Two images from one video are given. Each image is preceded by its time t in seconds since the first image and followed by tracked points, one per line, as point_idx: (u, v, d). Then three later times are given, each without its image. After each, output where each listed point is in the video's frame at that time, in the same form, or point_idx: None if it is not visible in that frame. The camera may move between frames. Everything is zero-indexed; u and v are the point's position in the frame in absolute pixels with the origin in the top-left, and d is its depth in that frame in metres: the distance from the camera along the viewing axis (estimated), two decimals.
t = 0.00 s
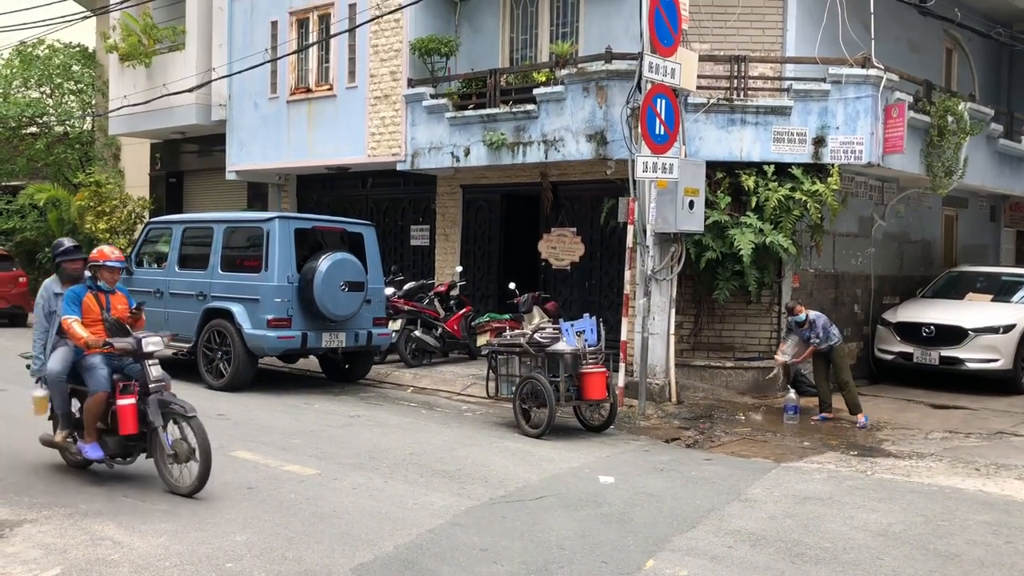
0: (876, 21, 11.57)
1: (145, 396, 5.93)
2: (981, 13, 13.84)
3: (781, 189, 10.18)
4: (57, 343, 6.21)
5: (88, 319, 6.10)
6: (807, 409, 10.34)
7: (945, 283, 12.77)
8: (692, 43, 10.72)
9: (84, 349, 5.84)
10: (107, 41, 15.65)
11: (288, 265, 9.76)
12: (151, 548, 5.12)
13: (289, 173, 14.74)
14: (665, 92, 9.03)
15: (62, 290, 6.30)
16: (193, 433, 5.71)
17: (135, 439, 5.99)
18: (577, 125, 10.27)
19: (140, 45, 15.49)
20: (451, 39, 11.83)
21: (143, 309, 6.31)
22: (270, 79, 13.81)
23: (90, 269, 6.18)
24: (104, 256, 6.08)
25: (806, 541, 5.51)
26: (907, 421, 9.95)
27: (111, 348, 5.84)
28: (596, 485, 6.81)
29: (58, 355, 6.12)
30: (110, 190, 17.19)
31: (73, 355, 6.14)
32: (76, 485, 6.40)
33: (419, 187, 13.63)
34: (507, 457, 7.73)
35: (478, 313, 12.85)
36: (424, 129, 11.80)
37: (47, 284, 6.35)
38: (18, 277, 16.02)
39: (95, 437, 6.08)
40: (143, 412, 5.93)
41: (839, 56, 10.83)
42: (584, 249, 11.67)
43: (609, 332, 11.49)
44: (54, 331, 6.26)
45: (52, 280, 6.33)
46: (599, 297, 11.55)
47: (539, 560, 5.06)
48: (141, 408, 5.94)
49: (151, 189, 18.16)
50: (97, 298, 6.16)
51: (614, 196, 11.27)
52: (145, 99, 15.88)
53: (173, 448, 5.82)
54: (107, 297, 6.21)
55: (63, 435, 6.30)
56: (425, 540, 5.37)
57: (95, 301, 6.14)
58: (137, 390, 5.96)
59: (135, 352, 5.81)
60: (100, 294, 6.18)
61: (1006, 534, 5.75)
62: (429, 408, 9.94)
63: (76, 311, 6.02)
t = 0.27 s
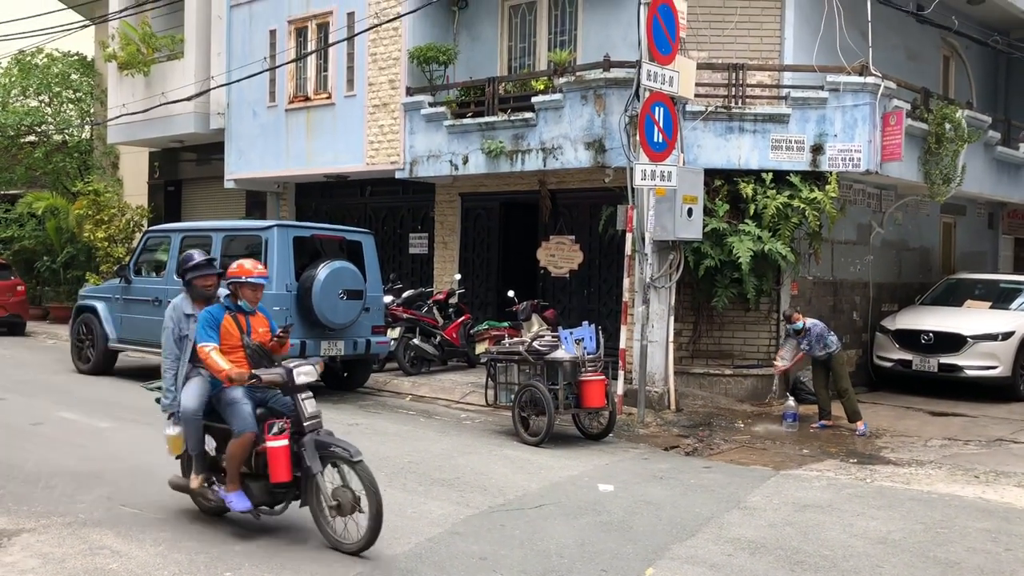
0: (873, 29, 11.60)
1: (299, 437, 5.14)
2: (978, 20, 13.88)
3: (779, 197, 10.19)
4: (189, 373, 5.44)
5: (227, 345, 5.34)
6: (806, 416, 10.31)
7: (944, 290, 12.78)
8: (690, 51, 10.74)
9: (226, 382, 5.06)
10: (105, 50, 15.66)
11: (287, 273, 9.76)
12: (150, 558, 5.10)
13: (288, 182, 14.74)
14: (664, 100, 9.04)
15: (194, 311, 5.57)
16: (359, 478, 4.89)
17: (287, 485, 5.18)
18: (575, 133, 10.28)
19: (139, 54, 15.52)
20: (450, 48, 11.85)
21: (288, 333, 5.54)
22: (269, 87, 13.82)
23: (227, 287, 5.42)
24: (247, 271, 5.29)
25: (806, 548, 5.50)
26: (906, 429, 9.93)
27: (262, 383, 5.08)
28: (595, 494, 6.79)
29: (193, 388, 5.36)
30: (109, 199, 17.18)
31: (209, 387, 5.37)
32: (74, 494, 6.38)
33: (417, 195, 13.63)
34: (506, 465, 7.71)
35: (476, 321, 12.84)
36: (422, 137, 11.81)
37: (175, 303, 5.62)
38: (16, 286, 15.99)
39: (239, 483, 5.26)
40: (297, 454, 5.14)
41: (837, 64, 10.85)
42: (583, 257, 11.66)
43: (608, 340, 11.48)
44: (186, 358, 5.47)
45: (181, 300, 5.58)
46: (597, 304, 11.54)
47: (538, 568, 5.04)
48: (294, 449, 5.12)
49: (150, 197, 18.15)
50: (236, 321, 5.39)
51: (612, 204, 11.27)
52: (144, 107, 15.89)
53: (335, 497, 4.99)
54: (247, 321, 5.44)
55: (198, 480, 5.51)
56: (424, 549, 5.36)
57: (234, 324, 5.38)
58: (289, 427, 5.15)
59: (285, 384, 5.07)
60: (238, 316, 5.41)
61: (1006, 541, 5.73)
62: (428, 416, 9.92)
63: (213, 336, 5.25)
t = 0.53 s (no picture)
0: (869, 35, 11.63)
1: (504, 492, 4.22)
2: (974, 27, 13.93)
3: (777, 203, 10.21)
4: (363, 412, 4.68)
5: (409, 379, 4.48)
6: (805, 422, 10.31)
7: (942, 296, 12.79)
8: (687, 57, 10.76)
9: (417, 425, 4.23)
10: (103, 58, 15.68)
11: (285, 281, 9.75)
12: (148, 566, 5.08)
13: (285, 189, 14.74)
14: (662, 106, 9.04)
15: (368, 336, 4.77)
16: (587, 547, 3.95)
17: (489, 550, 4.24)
18: (573, 140, 10.29)
19: (137, 62, 15.55)
20: (447, 55, 11.87)
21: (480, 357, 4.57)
22: (266, 95, 13.84)
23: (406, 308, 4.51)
24: (430, 285, 4.40)
25: (805, 554, 5.49)
26: (905, 434, 9.93)
27: (457, 425, 4.19)
28: (594, 501, 6.78)
29: (373, 431, 4.56)
30: (106, 207, 17.17)
31: (393, 428, 4.57)
32: (72, 503, 6.36)
33: (415, 202, 13.63)
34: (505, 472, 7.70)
35: (475, 327, 12.84)
36: (420, 143, 11.79)
37: (347, 326, 4.80)
38: (14, 294, 15.96)
39: (428, 546, 4.38)
40: (503, 512, 4.22)
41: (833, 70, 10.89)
42: (581, 263, 11.67)
43: (607, 346, 11.47)
44: (360, 392, 4.69)
45: (351, 324, 4.78)
46: (596, 311, 11.54)
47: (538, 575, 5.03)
48: (499, 507, 4.20)
49: (148, 205, 18.14)
50: (422, 348, 4.49)
51: (610, 210, 11.27)
52: (141, 115, 15.89)
53: (551, 563, 4.03)
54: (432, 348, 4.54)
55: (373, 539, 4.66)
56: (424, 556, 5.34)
57: (420, 353, 4.48)
58: (491, 479, 4.25)
59: (487, 429, 4.15)
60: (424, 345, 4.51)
61: (1006, 547, 5.73)
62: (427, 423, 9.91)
63: (395, 372, 4.41)
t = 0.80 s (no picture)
0: (865, 40, 11.67)
1: (816, 569, 3.27)
2: (970, 31, 13.98)
3: (773, 207, 10.22)
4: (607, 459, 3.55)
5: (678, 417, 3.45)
6: (802, 426, 10.31)
7: (939, 299, 12.82)
8: (683, 63, 10.79)
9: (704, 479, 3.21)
10: (100, 64, 15.68)
11: (282, 286, 9.74)
12: (146, 573, 5.07)
13: (282, 195, 14.73)
14: (658, 111, 9.05)
15: (612, 365, 3.60)
16: None
17: None
18: (569, 145, 10.31)
19: (133, 68, 15.57)
20: (444, 61, 11.89)
21: (765, 390, 3.64)
22: (263, 101, 13.84)
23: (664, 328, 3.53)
24: (699, 298, 3.46)
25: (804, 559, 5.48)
26: (902, 438, 9.93)
27: (759, 478, 3.23)
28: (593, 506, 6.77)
29: (620, 487, 3.47)
30: (104, 213, 17.15)
31: (646, 479, 3.51)
32: (69, 510, 6.34)
33: (412, 208, 13.64)
34: (503, 478, 7.69)
35: (472, 333, 12.84)
36: (417, 149, 11.81)
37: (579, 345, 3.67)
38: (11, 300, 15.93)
39: None
40: None
41: (829, 75, 10.92)
42: (578, 268, 11.68)
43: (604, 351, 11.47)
44: (601, 435, 3.55)
45: (592, 348, 3.59)
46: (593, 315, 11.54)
47: None
48: None
49: (145, 211, 18.13)
50: (687, 378, 3.46)
51: (607, 215, 11.29)
52: (138, 122, 15.89)
53: None
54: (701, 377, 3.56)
55: None
56: (422, 562, 5.33)
57: (686, 384, 3.46)
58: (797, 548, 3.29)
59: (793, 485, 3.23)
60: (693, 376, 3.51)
61: (1004, 550, 5.73)
62: (424, 429, 9.90)
63: (660, 410, 3.37)
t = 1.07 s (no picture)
0: (860, 42, 11.69)
1: None
2: (965, 33, 14.01)
3: (769, 209, 10.23)
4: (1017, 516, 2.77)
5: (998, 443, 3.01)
6: (799, 428, 10.32)
7: (935, 300, 12.83)
8: (679, 65, 10.80)
9: None
10: (95, 68, 15.62)
11: (278, 290, 9.73)
12: None
13: (278, 198, 14.72)
14: (654, 113, 9.06)
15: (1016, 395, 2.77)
16: None
17: None
18: (565, 147, 10.31)
19: (129, 72, 15.50)
20: (440, 63, 11.89)
21: None
22: (259, 104, 13.83)
23: None
24: None
25: (801, 560, 5.48)
26: (899, 440, 9.94)
27: None
28: (590, 508, 6.76)
29: None
30: (99, 217, 17.11)
31: None
32: (65, 514, 6.32)
33: (408, 211, 13.63)
34: (499, 480, 7.68)
35: (469, 335, 12.83)
36: (413, 152, 11.81)
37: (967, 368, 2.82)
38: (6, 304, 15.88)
39: None
40: None
41: (825, 77, 10.93)
42: (574, 271, 11.67)
43: (601, 353, 11.47)
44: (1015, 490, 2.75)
45: (985, 369, 2.78)
46: (590, 318, 11.54)
47: None
48: None
49: (140, 215, 18.10)
50: None
51: (603, 218, 11.29)
52: (134, 125, 15.86)
53: None
54: None
55: None
56: (419, 565, 5.32)
57: None
58: None
59: None
60: None
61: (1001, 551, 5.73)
62: (421, 432, 9.88)
63: None
